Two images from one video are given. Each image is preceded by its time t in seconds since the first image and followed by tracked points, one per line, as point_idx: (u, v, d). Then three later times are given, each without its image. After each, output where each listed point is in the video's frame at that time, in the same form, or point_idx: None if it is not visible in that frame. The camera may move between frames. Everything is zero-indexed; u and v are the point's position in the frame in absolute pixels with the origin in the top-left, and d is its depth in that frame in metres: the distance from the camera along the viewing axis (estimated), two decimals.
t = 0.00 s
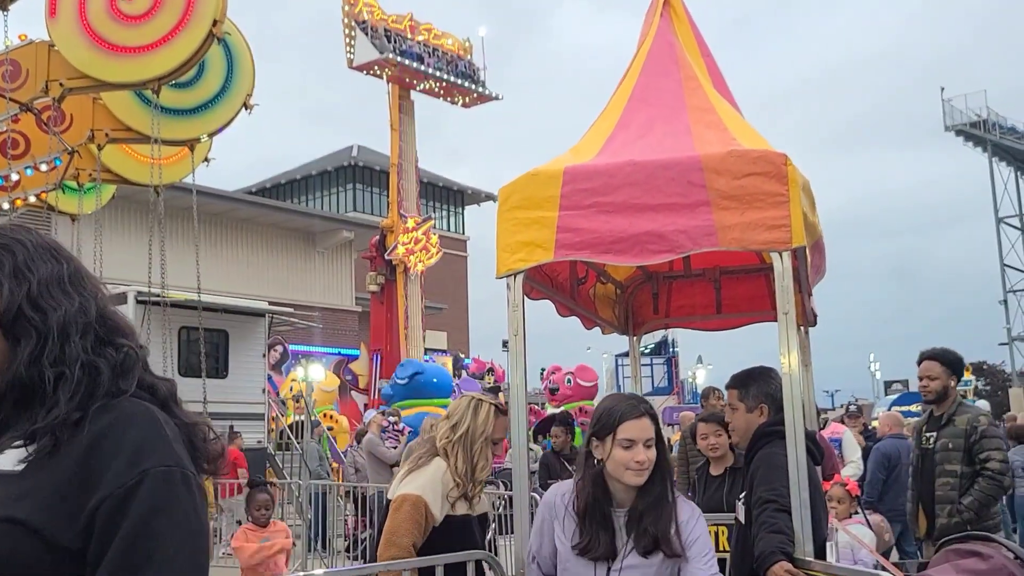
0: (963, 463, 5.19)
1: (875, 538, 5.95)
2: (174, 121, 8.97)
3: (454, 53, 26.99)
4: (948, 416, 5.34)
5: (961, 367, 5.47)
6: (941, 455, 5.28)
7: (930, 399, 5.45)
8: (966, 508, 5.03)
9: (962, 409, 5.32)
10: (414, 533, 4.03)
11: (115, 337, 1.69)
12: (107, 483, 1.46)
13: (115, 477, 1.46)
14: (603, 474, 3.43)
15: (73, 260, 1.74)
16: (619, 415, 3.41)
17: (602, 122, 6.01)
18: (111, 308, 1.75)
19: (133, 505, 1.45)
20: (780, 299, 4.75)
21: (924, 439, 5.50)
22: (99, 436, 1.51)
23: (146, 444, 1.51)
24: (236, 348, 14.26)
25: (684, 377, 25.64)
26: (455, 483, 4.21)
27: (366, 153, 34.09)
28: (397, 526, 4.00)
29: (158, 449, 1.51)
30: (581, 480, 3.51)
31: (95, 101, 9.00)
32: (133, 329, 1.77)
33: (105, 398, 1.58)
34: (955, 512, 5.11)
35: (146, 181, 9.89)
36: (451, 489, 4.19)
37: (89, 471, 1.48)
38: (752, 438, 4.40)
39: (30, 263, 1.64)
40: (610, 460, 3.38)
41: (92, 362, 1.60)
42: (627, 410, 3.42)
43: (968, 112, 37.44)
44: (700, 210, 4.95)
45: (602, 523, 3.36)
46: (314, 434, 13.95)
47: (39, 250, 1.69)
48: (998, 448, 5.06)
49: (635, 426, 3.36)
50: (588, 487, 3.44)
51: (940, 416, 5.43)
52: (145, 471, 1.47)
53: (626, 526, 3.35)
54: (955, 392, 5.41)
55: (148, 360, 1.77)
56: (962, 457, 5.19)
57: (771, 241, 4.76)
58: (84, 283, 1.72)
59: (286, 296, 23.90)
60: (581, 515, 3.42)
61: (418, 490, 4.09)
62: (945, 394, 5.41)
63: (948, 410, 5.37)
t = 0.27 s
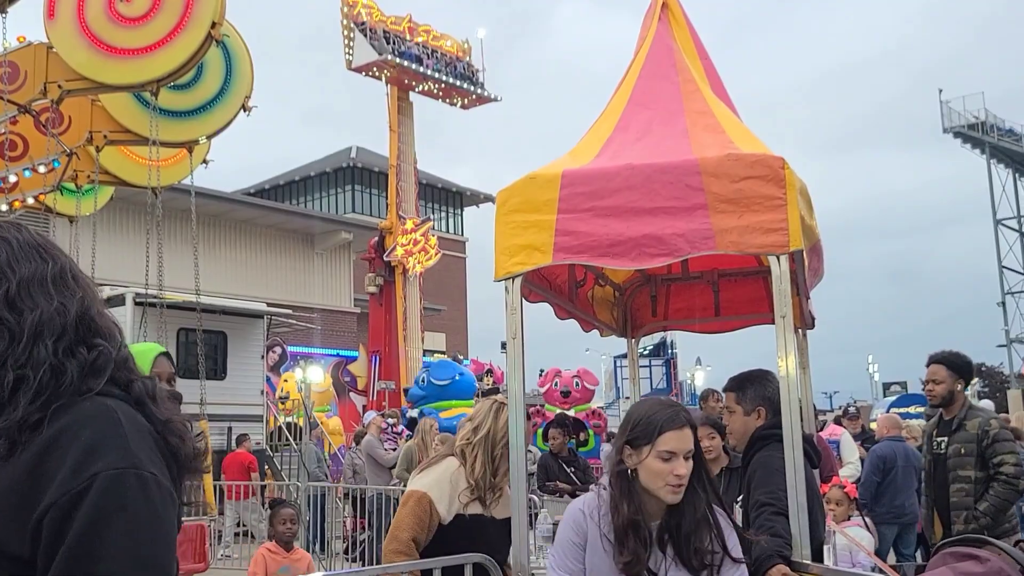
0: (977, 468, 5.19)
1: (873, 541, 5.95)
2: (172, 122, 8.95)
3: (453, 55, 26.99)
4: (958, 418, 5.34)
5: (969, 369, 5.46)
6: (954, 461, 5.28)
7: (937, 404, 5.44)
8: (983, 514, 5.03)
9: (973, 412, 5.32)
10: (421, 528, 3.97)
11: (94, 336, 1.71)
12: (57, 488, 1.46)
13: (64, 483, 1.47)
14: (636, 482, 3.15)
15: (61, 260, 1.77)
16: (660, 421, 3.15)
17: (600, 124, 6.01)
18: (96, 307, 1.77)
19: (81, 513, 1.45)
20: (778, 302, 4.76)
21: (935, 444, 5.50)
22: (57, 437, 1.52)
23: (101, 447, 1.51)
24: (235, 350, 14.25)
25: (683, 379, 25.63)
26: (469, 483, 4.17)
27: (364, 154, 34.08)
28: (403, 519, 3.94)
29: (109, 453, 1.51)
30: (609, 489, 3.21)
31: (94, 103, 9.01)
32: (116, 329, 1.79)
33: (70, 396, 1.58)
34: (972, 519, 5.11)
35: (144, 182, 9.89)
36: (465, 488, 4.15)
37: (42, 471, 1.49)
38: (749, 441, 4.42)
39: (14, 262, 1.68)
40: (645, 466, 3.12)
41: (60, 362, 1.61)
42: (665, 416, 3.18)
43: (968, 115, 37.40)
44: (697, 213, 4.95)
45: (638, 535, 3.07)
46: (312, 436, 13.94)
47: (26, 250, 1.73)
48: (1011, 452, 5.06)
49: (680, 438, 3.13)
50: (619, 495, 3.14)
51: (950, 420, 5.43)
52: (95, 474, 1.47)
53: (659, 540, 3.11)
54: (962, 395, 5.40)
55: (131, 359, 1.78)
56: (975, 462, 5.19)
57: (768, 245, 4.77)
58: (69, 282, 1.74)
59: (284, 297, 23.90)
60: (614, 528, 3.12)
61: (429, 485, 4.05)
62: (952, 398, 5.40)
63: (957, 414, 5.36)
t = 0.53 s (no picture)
0: (979, 469, 5.22)
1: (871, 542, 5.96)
2: (171, 126, 8.96)
3: (451, 57, 27.04)
4: (960, 417, 5.38)
5: (969, 370, 5.52)
6: (957, 463, 5.31)
7: (938, 405, 5.50)
8: (986, 516, 5.08)
9: (974, 413, 5.34)
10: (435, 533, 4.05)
11: (77, 340, 1.65)
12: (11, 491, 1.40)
13: (22, 484, 1.41)
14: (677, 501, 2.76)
15: (56, 256, 1.71)
16: (703, 433, 2.75)
17: (598, 128, 6.05)
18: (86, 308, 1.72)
19: (36, 516, 1.38)
20: (775, 304, 4.79)
21: (940, 446, 5.52)
22: (19, 436, 1.47)
23: (62, 449, 1.45)
24: (233, 352, 14.26)
25: (681, 381, 25.67)
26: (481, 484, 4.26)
27: (362, 156, 34.10)
28: (413, 526, 4.01)
29: (71, 453, 1.45)
30: (645, 506, 2.78)
31: (94, 106, 9.04)
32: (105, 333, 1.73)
33: (37, 397, 1.53)
34: (975, 521, 5.14)
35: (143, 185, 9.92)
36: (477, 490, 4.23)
37: (0, 474, 1.44)
38: (746, 443, 4.44)
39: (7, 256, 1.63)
40: (686, 482, 2.74)
41: (33, 364, 1.55)
42: (706, 426, 2.77)
43: (965, 117, 37.48)
44: (694, 216, 4.98)
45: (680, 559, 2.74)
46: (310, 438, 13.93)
47: (22, 245, 1.68)
48: (1013, 453, 5.10)
49: (724, 453, 2.74)
50: (659, 516, 2.74)
51: (954, 421, 5.46)
52: (52, 476, 1.41)
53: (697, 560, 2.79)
54: (963, 397, 5.45)
55: (116, 361, 1.73)
56: (977, 464, 5.22)
57: (766, 248, 4.81)
58: (61, 280, 1.68)
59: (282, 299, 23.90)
60: (657, 553, 2.72)
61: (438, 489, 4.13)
62: (951, 399, 5.47)
63: (960, 415, 5.40)
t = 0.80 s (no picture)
0: (974, 469, 5.23)
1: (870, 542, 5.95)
2: (168, 128, 8.97)
3: (448, 59, 27.06)
4: (956, 418, 5.39)
5: (968, 370, 5.50)
6: (952, 462, 5.33)
7: (935, 405, 5.52)
8: (980, 516, 5.10)
9: (971, 413, 5.36)
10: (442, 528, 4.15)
11: (42, 337, 1.63)
12: None
13: None
14: (733, 505, 2.64)
15: (26, 247, 1.66)
16: (765, 430, 2.65)
17: (595, 130, 6.06)
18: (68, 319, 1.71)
19: None
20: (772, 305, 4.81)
21: (937, 446, 5.54)
22: None
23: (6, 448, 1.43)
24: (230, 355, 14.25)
25: (677, 382, 25.69)
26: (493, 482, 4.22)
27: (359, 158, 34.10)
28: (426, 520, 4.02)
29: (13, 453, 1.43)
30: (698, 506, 2.65)
31: (90, 109, 9.04)
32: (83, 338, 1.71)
33: None
34: (970, 520, 5.17)
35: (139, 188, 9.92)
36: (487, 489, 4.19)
37: None
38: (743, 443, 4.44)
39: None
40: (743, 482, 2.63)
41: None
42: (767, 424, 2.68)
43: (960, 117, 37.54)
44: (691, 217, 5.00)
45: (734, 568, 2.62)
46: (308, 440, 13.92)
47: None
48: (1007, 454, 5.11)
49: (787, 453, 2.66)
50: (717, 522, 2.61)
51: (950, 421, 5.47)
52: None
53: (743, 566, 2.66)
54: (960, 397, 5.45)
55: (86, 361, 1.70)
56: (971, 464, 5.24)
57: (762, 249, 4.82)
58: (30, 274, 1.64)
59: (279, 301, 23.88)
60: (710, 554, 2.59)
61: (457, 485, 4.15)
62: (948, 399, 5.47)
63: (956, 415, 5.40)
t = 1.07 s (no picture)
0: (965, 469, 5.24)
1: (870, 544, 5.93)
2: (167, 130, 8.98)
3: (446, 61, 27.07)
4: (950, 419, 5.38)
5: (962, 371, 5.50)
6: (943, 462, 5.34)
7: (928, 406, 5.52)
8: (969, 515, 5.10)
9: (963, 414, 5.37)
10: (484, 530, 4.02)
11: None
12: None
13: None
14: (806, 506, 2.40)
15: None
16: (842, 427, 2.43)
17: (593, 132, 6.07)
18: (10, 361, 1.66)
19: None
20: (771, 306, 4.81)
21: (930, 445, 5.55)
22: None
23: None
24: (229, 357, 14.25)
25: (676, 384, 25.70)
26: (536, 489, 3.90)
27: (357, 160, 34.11)
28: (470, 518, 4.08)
29: None
30: (768, 504, 2.39)
31: (88, 111, 9.03)
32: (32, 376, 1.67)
33: None
34: (959, 520, 5.18)
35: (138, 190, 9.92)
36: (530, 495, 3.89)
37: None
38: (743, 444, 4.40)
39: None
40: (816, 482, 2.39)
41: None
42: (843, 421, 2.45)
43: (958, 118, 37.56)
44: (690, 219, 5.00)
45: None
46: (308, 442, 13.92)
47: None
48: (998, 454, 5.10)
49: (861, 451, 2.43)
50: (789, 524, 2.35)
51: (943, 422, 5.48)
52: None
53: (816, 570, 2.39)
54: (953, 397, 5.46)
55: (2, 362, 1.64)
56: (962, 464, 5.25)
57: (761, 250, 4.83)
58: None
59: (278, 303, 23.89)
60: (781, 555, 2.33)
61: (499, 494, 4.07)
62: (942, 400, 5.48)
63: (949, 416, 5.41)
